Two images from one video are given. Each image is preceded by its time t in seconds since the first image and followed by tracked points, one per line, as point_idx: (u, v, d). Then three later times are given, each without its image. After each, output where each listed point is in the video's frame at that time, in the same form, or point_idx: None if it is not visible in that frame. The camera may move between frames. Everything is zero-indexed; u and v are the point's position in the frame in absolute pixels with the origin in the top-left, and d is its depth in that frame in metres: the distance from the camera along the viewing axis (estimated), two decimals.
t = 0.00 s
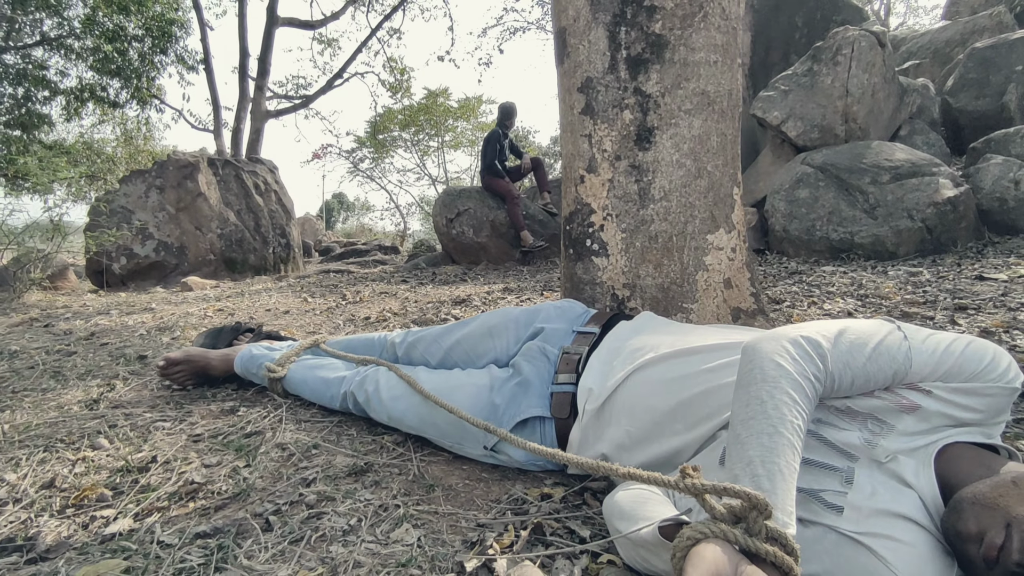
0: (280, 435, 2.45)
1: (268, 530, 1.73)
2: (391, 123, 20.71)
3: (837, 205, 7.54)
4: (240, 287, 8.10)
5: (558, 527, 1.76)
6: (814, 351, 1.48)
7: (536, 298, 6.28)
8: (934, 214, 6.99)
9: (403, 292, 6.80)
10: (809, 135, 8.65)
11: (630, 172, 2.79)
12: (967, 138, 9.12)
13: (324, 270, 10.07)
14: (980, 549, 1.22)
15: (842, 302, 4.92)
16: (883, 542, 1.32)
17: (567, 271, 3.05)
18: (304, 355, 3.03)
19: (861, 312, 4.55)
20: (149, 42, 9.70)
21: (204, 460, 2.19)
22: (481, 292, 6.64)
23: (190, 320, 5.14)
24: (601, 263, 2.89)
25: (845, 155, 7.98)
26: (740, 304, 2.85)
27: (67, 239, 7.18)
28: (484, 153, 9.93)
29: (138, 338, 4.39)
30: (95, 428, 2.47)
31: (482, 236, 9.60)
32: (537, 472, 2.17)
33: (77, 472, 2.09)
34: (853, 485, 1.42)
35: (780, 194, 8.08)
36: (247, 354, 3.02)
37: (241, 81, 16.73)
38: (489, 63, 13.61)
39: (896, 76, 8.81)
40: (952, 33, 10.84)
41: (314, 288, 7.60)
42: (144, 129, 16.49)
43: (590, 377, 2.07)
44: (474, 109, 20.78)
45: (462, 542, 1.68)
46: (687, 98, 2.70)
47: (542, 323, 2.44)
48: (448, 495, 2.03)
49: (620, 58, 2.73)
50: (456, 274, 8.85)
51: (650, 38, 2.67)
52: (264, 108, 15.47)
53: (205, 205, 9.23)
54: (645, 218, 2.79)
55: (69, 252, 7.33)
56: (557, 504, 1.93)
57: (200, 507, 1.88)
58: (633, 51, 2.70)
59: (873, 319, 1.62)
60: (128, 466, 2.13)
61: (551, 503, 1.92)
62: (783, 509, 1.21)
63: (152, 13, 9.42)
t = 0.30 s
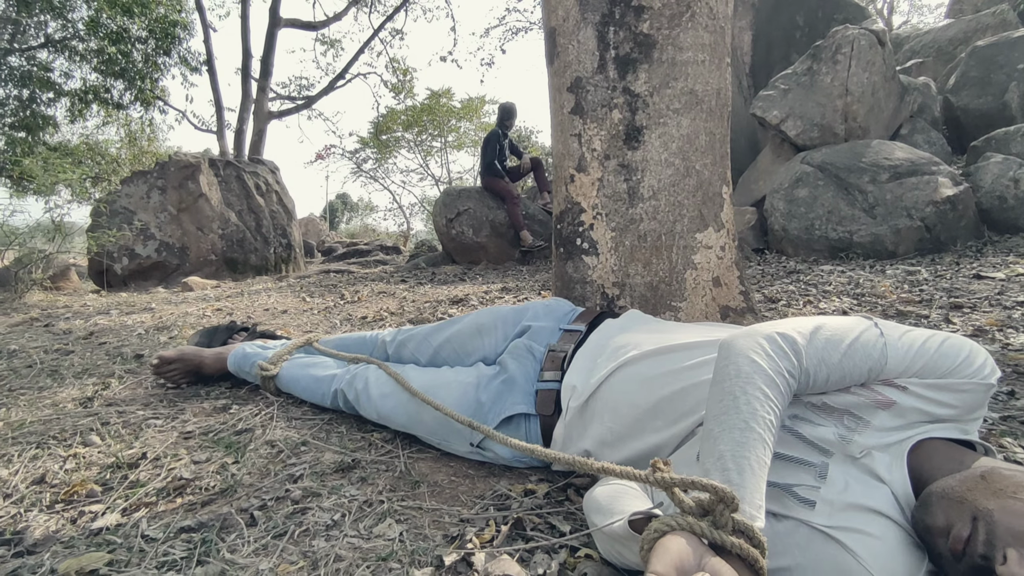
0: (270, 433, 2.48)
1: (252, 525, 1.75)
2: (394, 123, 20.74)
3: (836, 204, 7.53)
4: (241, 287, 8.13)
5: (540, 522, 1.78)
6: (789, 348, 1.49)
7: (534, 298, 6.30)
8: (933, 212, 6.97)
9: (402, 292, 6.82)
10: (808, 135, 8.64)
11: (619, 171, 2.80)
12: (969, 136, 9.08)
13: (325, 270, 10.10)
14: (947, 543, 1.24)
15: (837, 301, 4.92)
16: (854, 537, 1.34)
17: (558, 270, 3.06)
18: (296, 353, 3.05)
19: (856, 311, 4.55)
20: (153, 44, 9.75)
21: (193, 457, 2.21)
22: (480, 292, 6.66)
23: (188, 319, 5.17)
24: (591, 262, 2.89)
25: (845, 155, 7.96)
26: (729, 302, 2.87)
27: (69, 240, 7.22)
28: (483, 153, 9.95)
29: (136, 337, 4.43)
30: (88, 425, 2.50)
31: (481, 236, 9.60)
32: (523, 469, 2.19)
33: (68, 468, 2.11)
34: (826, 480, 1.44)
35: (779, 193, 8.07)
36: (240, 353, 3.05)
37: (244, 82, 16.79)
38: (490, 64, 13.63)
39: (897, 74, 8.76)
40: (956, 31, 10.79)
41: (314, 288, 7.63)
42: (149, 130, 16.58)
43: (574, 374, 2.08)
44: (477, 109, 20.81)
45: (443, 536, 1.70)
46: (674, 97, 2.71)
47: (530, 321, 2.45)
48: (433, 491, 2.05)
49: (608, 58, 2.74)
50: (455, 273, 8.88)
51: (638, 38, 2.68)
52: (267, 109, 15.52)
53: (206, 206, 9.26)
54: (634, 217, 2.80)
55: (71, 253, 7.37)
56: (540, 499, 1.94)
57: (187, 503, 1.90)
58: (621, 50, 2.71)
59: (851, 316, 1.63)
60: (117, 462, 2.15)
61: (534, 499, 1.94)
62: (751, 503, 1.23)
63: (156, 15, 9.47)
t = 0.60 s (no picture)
0: (259, 428, 2.52)
1: (235, 516, 1.79)
2: (398, 125, 20.75)
3: (834, 203, 7.53)
4: (242, 287, 8.20)
5: (516, 514, 1.81)
6: (754, 343, 1.52)
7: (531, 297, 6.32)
8: (931, 211, 6.96)
9: (400, 292, 6.87)
10: (807, 133, 8.63)
11: (605, 170, 2.83)
12: (970, 135, 9.05)
13: (325, 271, 10.15)
14: (901, 532, 1.27)
15: (831, 300, 4.93)
16: (813, 526, 1.37)
17: (546, 269, 3.09)
18: (288, 351, 3.10)
19: (849, 309, 4.56)
20: (158, 46, 9.83)
21: (182, 451, 2.26)
22: (478, 292, 6.70)
23: (188, 319, 5.23)
24: (578, 260, 2.92)
25: (844, 153, 7.95)
26: (714, 299, 2.89)
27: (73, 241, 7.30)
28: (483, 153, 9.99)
29: (135, 336, 4.48)
30: (81, 422, 2.55)
31: (480, 235, 9.64)
32: (504, 463, 2.22)
33: (60, 462, 2.17)
34: (790, 471, 1.47)
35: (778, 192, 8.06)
36: (233, 351, 3.11)
37: (248, 84, 16.89)
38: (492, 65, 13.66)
39: (896, 73, 8.72)
40: (960, 29, 10.74)
41: (314, 288, 7.68)
42: (154, 132, 16.70)
43: (554, 370, 2.11)
44: (480, 110, 20.87)
45: (420, 528, 1.73)
46: (658, 97, 2.74)
47: (514, 318, 2.48)
48: (415, 485, 2.09)
49: (593, 58, 2.77)
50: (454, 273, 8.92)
51: (622, 38, 2.72)
52: (270, 110, 15.61)
53: (209, 207, 9.31)
54: (619, 216, 2.83)
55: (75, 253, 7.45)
56: (518, 493, 1.98)
57: (174, 495, 1.95)
58: (605, 51, 2.75)
59: (819, 312, 1.66)
60: (108, 456, 2.20)
61: (513, 493, 1.97)
62: (709, 492, 1.26)
63: (160, 18, 9.55)
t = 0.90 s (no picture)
0: (250, 425, 2.56)
1: (222, 509, 1.83)
2: (401, 126, 20.76)
3: (832, 202, 7.52)
4: (243, 287, 8.24)
5: (496, 507, 1.84)
6: (726, 337, 1.55)
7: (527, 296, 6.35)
8: (929, 210, 6.95)
9: (398, 292, 6.91)
10: (806, 133, 8.62)
11: (592, 169, 2.86)
12: (970, 133, 9.02)
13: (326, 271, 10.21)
14: (864, 522, 1.29)
15: (826, 298, 4.94)
16: (780, 516, 1.40)
17: (535, 267, 3.12)
18: (281, 349, 3.13)
19: (842, 308, 4.57)
20: (162, 48, 9.88)
21: (173, 447, 2.30)
22: (476, 292, 6.73)
23: (187, 318, 5.28)
24: (567, 259, 2.95)
25: (843, 152, 7.95)
26: (700, 297, 2.91)
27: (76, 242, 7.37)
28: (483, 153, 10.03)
29: (133, 335, 4.53)
30: (76, 418, 2.59)
31: (480, 235, 9.67)
32: (490, 458, 2.25)
33: (53, 457, 2.21)
34: (760, 464, 1.50)
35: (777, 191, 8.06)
36: (227, 348, 3.15)
37: (252, 85, 16.96)
38: (494, 65, 13.67)
39: (895, 71, 8.69)
40: (962, 27, 10.69)
41: (313, 288, 7.73)
42: (158, 134, 16.79)
43: (538, 365, 2.14)
44: (483, 110, 20.93)
45: (402, 520, 1.77)
46: (644, 97, 2.77)
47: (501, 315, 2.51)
48: (400, 479, 2.12)
49: (580, 58, 2.80)
50: (454, 274, 8.96)
51: (608, 39, 2.75)
52: (273, 112, 15.68)
53: (210, 208, 9.34)
54: (607, 214, 2.85)
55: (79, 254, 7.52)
56: (501, 487, 2.01)
57: (163, 489, 1.99)
58: (592, 51, 2.78)
59: (793, 308, 1.68)
60: (100, 451, 2.24)
61: (495, 486, 2.00)
62: (675, 482, 1.29)
63: (165, 20, 9.60)
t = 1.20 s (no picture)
0: (241, 420, 2.61)
1: (208, 500, 1.88)
2: (405, 127, 20.83)
3: (830, 200, 7.52)
4: (244, 287, 8.31)
5: (475, 499, 1.88)
6: (696, 331, 1.59)
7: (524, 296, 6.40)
8: (927, 208, 6.95)
9: (397, 291, 6.96)
10: (805, 132, 8.62)
11: (579, 168, 2.89)
12: (971, 132, 9.00)
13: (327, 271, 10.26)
14: (824, 510, 1.32)
15: (820, 297, 4.95)
16: (745, 506, 1.43)
17: (524, 265, 3.15)
18: (274, 346, 3.18)
19: (835, 306, 4.59)
20: (166, 51, 9.98)
21: (164, 441, 2.34)
22: (474, 291, 6.77)
23: (187, 317, 5.34)
24: (554, 257, 2.98)
25: (841, 150, 7.95)
26: (686, 294, 2.94)
27: (80, 242, 7.46)
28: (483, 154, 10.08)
29: (133, 334, 4.60)
30: (71, 414, 2.65)
31: (479, 235, 9.70)
32: (473, 452, 2.29)
33: (47, 451, 2.27)
34: (728, 455, 1.53)
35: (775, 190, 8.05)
36: (222, 346, 3.21)
37: (255, 87, 17.07)
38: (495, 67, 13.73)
39: (894, 70, 8.68)
40: (965, 26, 10.65)
41: (314, 288, 7.79)
42: (163, 135, 16.93)
43: (520, 360, 2.18)
44: (487, 111, 20.98)
45: (382, 511, 1.81)
46: (630, 96, 2.81)
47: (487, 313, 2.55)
48: (385, 472, 2.16)
49: (566, 59, 2.84)
50: (454, 273, 9.01)
51: (593, 40, 2.79)
52: (276, 113, 15.76)
53: (213, 209, 9.41)
54: (593, 213, 2.89)
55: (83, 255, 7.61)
56: (482, 479, 2.04)
57: (152, 481, 2.03)
58: (578, 52, 2.82)
59: (765, 303, 1.71)
60: (93, 445, 2.29)
61: (477, 479, 2.04)
62: (639, 470, 1.33)
63: (169, 23, 9.68)
